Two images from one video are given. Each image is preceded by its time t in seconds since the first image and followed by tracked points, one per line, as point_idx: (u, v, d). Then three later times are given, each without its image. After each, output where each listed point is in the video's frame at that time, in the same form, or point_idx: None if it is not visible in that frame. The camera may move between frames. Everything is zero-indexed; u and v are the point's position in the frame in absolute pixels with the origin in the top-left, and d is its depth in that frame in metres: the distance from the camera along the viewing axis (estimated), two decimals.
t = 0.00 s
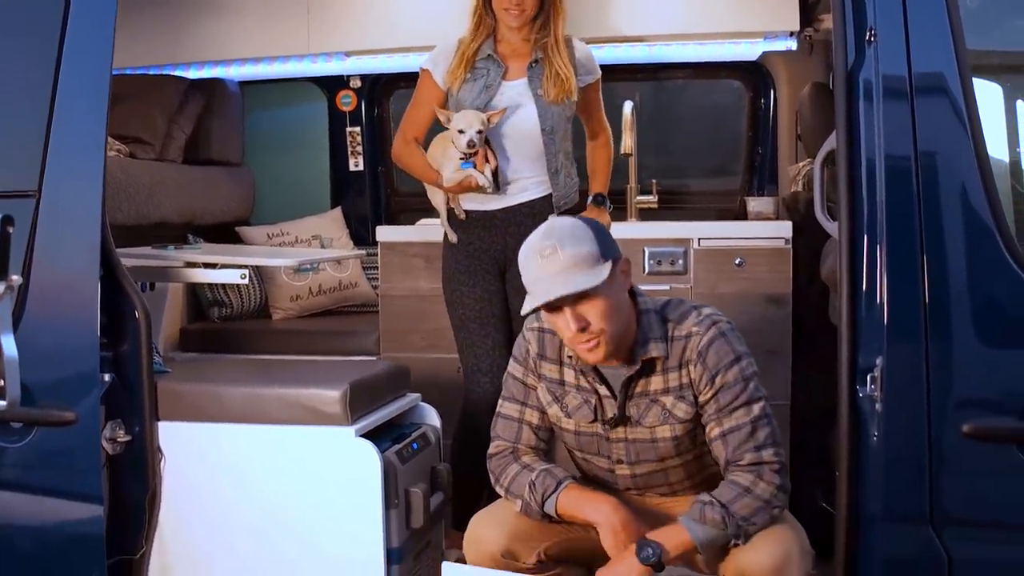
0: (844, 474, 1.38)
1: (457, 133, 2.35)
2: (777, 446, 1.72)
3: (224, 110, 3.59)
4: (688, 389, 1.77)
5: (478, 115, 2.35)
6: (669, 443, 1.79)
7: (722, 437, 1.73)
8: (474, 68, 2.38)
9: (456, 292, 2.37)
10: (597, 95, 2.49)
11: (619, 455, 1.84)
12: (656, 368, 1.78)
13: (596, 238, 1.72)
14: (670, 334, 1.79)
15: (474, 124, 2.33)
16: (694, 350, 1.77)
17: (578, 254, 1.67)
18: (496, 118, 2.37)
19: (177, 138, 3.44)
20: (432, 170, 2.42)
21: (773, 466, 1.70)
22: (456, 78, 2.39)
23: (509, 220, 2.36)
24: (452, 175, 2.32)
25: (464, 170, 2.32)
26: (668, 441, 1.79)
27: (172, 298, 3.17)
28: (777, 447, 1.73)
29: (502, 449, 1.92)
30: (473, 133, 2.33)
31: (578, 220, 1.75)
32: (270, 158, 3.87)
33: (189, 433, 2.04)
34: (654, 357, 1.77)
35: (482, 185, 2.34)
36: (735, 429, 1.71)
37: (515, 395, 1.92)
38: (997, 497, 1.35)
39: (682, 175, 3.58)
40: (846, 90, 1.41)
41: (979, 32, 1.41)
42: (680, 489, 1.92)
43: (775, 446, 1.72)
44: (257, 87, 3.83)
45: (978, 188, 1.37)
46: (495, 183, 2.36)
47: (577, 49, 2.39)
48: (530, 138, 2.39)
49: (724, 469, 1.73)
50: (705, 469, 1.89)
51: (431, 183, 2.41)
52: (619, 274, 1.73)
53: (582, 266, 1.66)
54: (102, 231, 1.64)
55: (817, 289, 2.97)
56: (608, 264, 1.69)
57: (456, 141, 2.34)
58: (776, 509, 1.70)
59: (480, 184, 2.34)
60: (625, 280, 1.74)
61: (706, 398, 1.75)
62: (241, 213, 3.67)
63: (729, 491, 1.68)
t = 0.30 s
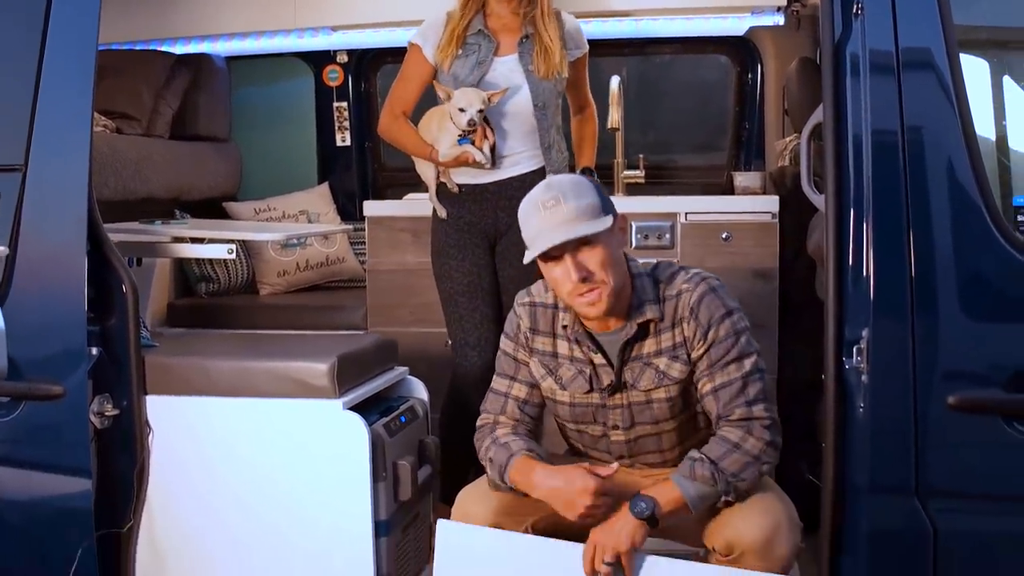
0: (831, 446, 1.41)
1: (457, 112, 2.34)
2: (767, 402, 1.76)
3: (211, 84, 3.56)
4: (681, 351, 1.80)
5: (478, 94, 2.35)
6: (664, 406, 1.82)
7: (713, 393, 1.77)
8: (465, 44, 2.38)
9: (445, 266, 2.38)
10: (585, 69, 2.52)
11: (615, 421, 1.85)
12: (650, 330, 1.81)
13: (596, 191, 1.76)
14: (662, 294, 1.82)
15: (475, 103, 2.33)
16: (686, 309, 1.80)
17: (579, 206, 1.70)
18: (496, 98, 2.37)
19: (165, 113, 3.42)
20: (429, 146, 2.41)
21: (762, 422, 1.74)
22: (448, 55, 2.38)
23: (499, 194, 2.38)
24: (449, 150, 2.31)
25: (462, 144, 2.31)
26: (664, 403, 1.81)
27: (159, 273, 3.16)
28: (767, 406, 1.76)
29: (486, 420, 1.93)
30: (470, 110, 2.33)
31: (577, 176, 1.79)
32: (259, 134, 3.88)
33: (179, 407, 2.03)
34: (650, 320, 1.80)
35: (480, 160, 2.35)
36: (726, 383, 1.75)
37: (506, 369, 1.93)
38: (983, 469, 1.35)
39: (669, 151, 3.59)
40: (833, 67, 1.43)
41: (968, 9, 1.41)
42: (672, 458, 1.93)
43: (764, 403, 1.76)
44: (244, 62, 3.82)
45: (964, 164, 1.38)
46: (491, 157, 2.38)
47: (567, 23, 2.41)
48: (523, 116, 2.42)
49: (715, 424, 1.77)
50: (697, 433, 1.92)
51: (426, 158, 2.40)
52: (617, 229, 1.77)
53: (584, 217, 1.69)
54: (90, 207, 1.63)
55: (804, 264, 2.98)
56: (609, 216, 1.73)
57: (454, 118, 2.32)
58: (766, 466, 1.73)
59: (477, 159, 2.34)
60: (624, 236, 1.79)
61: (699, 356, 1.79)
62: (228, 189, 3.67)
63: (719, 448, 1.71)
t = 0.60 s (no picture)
0: (819, 420, 1.41)
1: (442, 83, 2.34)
2: (762, 391, 1.77)
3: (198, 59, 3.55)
4: (682, 331, 1.81)
5: (466, 66, 2.34)
6: (660, 384, 1.84)
7: (710, 376, 1.77)
8: (457, 21, 2.39)
9: (433, 239, 2.38)
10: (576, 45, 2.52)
11: (609, 398, 1.89)
12: (653, 309, 1.83)
13: (587, 200, 1.71)
14: (668, 276, 1.83)
15: (461, 73, 2.33)
16: (693, 291, 1.80)
17: (565, 225, 1.68)
18: (483, 71, 2.36)
19: (152, 88, 3.41)
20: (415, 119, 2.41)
21: (757, 413, 1.75)
22: (439, 31, 2.39)
23: (488, 167, 2.38)
24: (435, 121, 2.32)
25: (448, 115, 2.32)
26: (660, 382, 1.84)
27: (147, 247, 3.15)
28: (762, 393, 1.77)
29: (477, 392, 1.94)
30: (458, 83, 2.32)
31: (571, 173, 1.74)
32: (247, 108, 3.87)
33: (168, 381, 2.04)
34: (653, 299, 1.81)
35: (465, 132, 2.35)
36: (723, 368, 1.76)
37: (501, 342, 1.95)
38: (973, 444, 1.37)
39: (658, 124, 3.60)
40: (821, 42, 1.43)
41: None
42: (663, 434, 1.96)
43: (760, 390, 1.77)
44: (231, 36, 3.80)
45: (953, 139, 1.39)
46: (478, 131, 2.38)
47: None
48: (512, 90, 2.41)
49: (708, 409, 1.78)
50: (692, 415, 1.94)
51: (412, 131, 2.41)
52: (610, 232, 1.74)
53: (570, 235, 1.68)
54: (77, 182, 1.63)
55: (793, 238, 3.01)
56: (596, 229, 1.70)
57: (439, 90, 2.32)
58: (758, 452, 1.76)
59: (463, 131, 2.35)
60: (618, 235, 1.77)
61: (700, 339, 1.80)
62: (216, 163, 3.67)
63: (712, 435, 1.74)
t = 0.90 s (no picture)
0: (813, 392, 1.44)
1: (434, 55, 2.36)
2: (753, 365, 1.78)
3: (190, 33, 3.53)
4: (682, 305, 1.84)
5: (458, 36, 2.34)
6: (659, 358, 1.87)
7: (702, 348, 1.79)
8: None
9: (427, 212, 2.39)
10: (573, 20, 2.52)
11: (608, 370, 1.91)
12: (655, 284, 1.84)
13: (600, 196, 1.70)
14: (670, 250, 1.85)
15: (451, 44, 2.33)
16: (693, 263, 1.83)
17: (576, 222, 1.68)
18: (475, 43, 2.36)
19: (146, 63, 3.38)
20: (409, 92, 2.41)
21: (739, 390, 1.76)
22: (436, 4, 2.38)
23: (482, 139, 2.38)
24: (430, 94, 2.32)
25: (442, 88, 2.32)
26: (659, 355, 1.87)
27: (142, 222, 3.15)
28: (753, 367, 1.78)
29: (477, 364, 1.95)
30: (450, 54, 2.32)
31: (585, 164, 1.72)
32: (239, 83, 3.86)
33: (164, 358, 2.05)
34: (656, 275, 1.82)
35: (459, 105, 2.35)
36: (716, 342, 1.78)
37: (502, 314, 1.95)
38: (967, 417, 1.40)
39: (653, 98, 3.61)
40: (816, 17, 1.43)
41: None
42: (659, 407, 1.99)
43: (753, 364, 1.78)
44: (223, 10, 3.78)
45: (947, 113, 1.40)
46: (473, 104, 2.39)
47: None
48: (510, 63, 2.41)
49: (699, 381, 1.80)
50: (686, 387, 1.97)
51: (406, 104, 2.41)
52: (619, 224, 1.75)
53: (581, 231, 1.69)
54: (73, 159, 1.62)
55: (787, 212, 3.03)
56: (607, 226, 1.70)
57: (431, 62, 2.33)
58: (747, 426, 1.78)
59: (457, 104, 2.35)
60: (627, 225, 1.78)
61: (697, 311, 1.82)
62: (210, 138, 3.66)
63: (699, 413, 1.76)
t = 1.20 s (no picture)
0: (812, 367, 1.45)
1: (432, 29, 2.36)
2: (752, 341, 1.79)
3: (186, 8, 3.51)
4: (682, 282, 1.85)
5: (455, 10, 2.35)
6: (660, 334, 1.88)
7: (701, 323, 1.81)
8: None
9: (427, 189, 2.39)
10: None
11: (608, 347, 1.92)
12: (656, 260, 1.85)
13: (602, 159, 1.71)
14: (671, 227, 1.86)
15: (447, 19, 2.34)
16: (693, 239, 1.84)
17: (579, 182, 1.69)
18: (473, 17, 2.36)
19: (143, 40, 3.35)
20: (408, 66, 2.41)
21: (743, 364, 1.78)
22: None
23: (481, 113, 2.38)
24: (430, 69, 2.34)
25: (441, 63, 2.33)
26: (659, 332, 1.88)
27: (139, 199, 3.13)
28: (752, 343, 1.80)
29: (484, 346, 1.92)
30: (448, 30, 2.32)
31: (586, 128, 1.74)
32: (236, 58, 3.84)
33: (164, 333, 2.06)
34: (657, 251, 1.83)
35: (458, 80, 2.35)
36: (715, 317, 1.79)
37: (502, 294, 1.92)
38: (965, 392, 1.41)
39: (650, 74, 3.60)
40: None
41: None
42: (658, 381, 2.00)
43: (751, 340, 1.80)
44: None
45: (946, 89, 1.41)
46: (472, 79, 2.39)
47: None
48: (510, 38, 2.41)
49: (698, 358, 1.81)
50: (685, 361, 1.99)
51: (405, 80, 2.41)
52: (620, 190, 1.76)
53: (583, 193, 1.70)
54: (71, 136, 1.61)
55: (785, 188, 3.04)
56: (609, 189, 1.71)
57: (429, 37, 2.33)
58: (746, 400, 1.80)
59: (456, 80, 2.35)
60: (627, 192, 1.79)
61: (697, 287, 1.84)
62: (206, 114, 3.64)
63: (698, 388, 1.77)
